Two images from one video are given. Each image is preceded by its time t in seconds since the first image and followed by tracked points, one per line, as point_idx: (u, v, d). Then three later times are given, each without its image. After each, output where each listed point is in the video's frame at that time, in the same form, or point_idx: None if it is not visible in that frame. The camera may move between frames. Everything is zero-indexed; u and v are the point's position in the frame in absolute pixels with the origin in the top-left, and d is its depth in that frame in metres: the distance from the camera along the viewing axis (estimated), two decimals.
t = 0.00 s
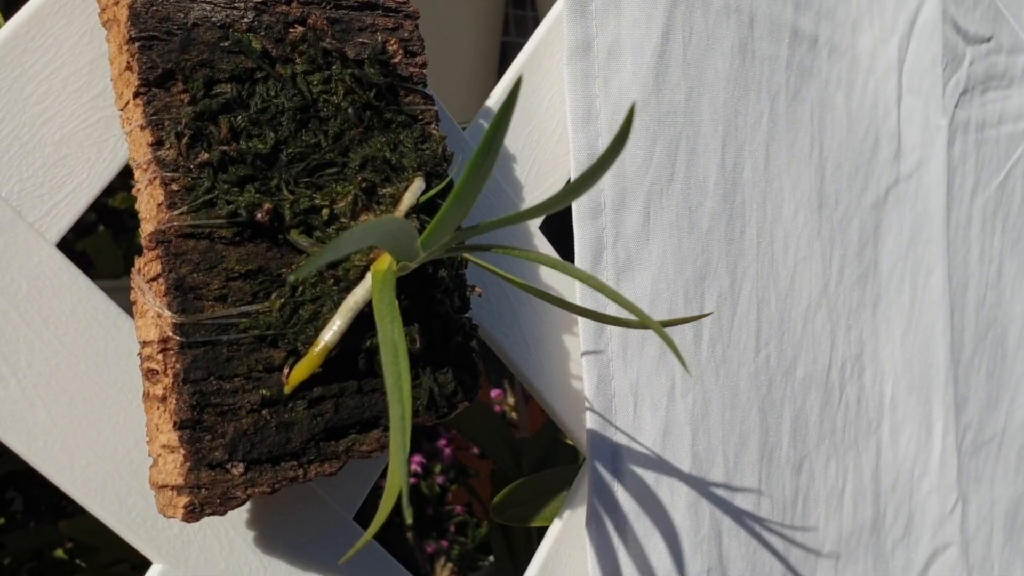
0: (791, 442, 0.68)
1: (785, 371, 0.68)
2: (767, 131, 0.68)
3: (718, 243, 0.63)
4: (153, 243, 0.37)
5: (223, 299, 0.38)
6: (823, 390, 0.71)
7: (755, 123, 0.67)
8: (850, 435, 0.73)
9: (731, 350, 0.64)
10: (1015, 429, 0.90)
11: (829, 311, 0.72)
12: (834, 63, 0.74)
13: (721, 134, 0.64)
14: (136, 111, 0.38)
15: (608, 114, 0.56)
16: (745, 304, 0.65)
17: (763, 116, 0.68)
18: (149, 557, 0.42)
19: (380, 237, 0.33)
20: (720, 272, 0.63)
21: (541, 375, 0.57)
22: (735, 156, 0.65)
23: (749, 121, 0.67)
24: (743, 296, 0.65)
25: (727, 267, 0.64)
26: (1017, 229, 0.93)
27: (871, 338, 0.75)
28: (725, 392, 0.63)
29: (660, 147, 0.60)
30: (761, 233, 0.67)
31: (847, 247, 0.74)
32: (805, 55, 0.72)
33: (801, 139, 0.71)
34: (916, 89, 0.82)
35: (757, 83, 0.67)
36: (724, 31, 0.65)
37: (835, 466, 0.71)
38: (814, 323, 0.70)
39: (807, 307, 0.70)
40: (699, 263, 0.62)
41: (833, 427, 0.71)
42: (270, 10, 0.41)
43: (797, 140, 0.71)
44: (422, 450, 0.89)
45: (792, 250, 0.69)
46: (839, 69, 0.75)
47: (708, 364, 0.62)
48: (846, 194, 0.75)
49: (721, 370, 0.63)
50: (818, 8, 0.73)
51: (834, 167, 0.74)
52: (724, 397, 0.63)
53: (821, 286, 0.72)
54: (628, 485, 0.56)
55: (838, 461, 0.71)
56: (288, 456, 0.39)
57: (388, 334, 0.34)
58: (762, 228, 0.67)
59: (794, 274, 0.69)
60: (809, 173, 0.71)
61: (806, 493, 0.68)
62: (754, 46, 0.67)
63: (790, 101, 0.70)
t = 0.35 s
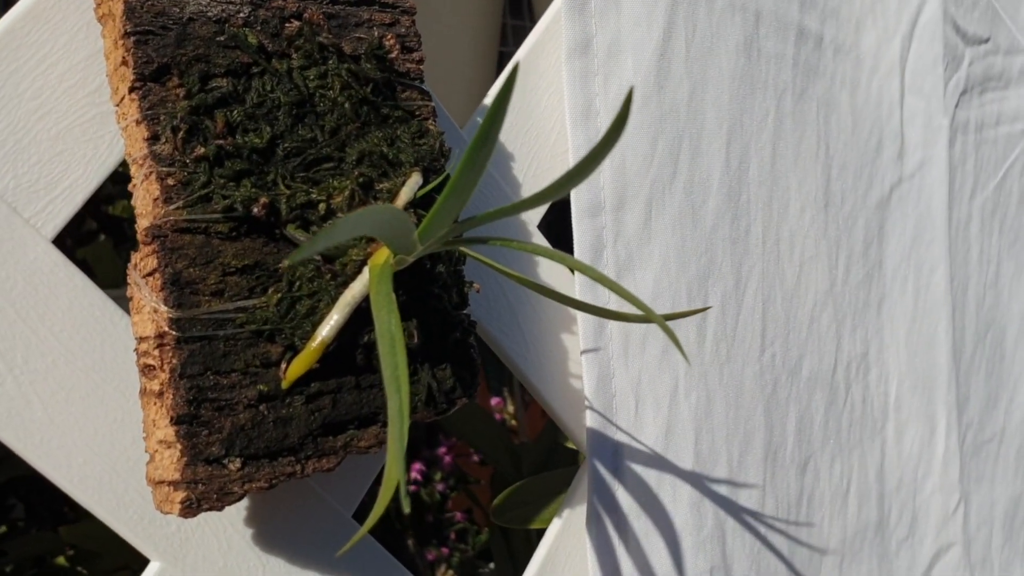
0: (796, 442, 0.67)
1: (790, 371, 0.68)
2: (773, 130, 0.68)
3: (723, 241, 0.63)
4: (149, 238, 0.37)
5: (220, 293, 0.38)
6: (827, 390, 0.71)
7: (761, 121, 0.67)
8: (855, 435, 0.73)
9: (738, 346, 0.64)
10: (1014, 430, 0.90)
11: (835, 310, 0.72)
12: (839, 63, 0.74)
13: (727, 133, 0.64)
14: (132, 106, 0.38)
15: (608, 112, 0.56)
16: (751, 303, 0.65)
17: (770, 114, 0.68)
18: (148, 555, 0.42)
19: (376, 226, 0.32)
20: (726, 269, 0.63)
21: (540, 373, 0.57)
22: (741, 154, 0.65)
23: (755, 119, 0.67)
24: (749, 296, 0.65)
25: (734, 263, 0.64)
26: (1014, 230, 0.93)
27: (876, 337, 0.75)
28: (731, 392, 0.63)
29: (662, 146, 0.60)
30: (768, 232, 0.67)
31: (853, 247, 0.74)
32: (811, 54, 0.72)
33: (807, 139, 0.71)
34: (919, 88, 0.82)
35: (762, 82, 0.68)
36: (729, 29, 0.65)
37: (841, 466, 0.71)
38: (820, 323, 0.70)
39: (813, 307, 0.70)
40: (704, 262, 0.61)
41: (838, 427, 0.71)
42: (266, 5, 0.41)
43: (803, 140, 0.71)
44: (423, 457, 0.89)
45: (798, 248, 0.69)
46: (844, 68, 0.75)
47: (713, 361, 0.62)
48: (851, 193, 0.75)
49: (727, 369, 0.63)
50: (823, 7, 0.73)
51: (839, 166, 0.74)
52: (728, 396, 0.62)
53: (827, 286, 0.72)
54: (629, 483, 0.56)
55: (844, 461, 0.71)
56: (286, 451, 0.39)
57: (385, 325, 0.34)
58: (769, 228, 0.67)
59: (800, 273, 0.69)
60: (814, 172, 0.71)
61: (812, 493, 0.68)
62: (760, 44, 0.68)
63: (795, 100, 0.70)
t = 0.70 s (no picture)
0: (798, 440, 0.68)
1: (793, 369, 0.68)
2: (779, 127, 0.68)
3: (723, 240, 0.63)
4: (144, 236, 0.37)
5: (215, 292, 0.38)
6: (833, 388, 0.71)
7: (765, 119, 0.67)
8: (865, 435, 0.73)
9: (737, 343, 0.64)
10: (1016, 429, 0.90)
11: (844, 309, 0.72)
12: (852, 58, 0.75)
13: (728, 129, 0.65)
14: (128, 104, 0.38)
15: (605, 110, 0.57)
16: (750, 302, 0.65)
17: (775, 112, 0.68)
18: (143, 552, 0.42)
19: (371, 227, 0.33)
20: (726, 267, 0.63)
21: (535, 371, 0.57)
22: (745, 151, 0.66)
23: (759, 117, 0.67)
24: (748, 295, 0.65)
25: (734, 262, 0.64)
26: (1015, 228, 0.93)
27: (887, 336, 0.76)
28: (730, 390, 0.63)
29: (661, 144, 0.60)
30: (771, 228, 0.67)
31: (864, 246, 0.74)
32: (822, 50, 0.72)
33: (818, 137, 0.71)
34: (930, 85, 0.82)
35: (768, 79, 0.68)
36: (733, 20, 0.65)
37: (849, 466, 0.71)
38: (826, 321, 0.71)
39: (818, 305, 0.70)
40: (703, 261, 0.62)
41: (850, 428, 0.72)
42: (262, 4, 0.41)
43: (813, 137, 0.71)
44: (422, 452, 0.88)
45: (806, 246, 0.69)
46: (858, 65, 0.75)
47: (710, 359, 0.62)
48: (864, 190, 0.75)
49: (724, 368, 0.63)
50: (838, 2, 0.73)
51: (851, 163, 0.74)
52: (727, 395, 0.63)
53: (835, 284, 0.72)
54: (625, 481, 0.56)
55: (851, 460, 0.71)
56: (281, 449, 0.39)
57: (378, 325, 0.34)
58: (772, 224, 0.67)
59: (806, 270, 0.69)
60: (824, 170, 0.72)
61: (814, 492, 0.68)
62: (766, 41, 0.68)
63: (805, 97, 0.71)
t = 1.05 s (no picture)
0: (814, 444, 0.68)
1: (808, 372, 0.68)
2: (790, 128, 0.69)
3: (735, 240, 0.64)
4: (141, 237, 0.37)
5: (211, 293, 0.38)
6: (844, 392, 0.71)
7: (775, 119, 0.68)
8: (872, 438, 0.73)
9: (750, 343, 0.64)
10: (1011, 432, 0.90)
11: (853, 311, 0.73)
12: (858, 60, 0.75)
13: (739, 129, 0.65)
14: (125, 106, 0.39)
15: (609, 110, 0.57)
16: (764, 303, 0.65)
17: (784, 113, 0.68)
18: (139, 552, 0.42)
19: (366, 229, 0.33)
20: (736, 269, 0.64)
21: (533, 372, 0.57)
22: (755, 151, 0.66)
23: (769, 117, 0.67)
24: (764, 290, 0.65)
25: (745, 264, 0.64)
26: (1010, 232, 0.93)
27: (891, 339, 0.76)
28: (743, 392, 0.63)
29: (667, 144, 0.60)
30: (785, 232, 0.67)
31: (870, 248, 0.75)
32: (829, 51, 0.72)
33: (826, 139, 0.72)
34: (929, 88, 0.82)
35: (777, 80, 0.68)
36: (743, 19, 0.65)
37: (858, 469, 0.71)
38: (838, 324, 0.71)
39: (830, 308, 0.71)
40: (714, 262, 0.62)
41: (857, 431, 0.72)
42: (260, 5, 0.41)
43: (822, 138, 0.71)
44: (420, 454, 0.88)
45: (815, 248, 0.70)
46: (863, 68, 0.75)
47: (722, 360, 0.62)
48: (868, 191, 0.75)
49: (737, 370, 0.63)
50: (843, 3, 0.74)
51: (857, 164, 0.74)
52: (741, 397, 0.63)
53: (844, 286, 0.72)
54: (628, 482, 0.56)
55: (861, 465, 0.72)
56: (277, 450, 0.39)
57: (374, 327, 0.34)
58: (785, 226, 0.67)
59: (818, 272, 0.70)
60: (832, 172, 0.72)
61: (830, 497, 0.69)
62: (775, 40, 0.68)
63: (813, 99, 0.71)
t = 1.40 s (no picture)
0: (820, 447, 0.68)
1: (814, 375, 0.68)
2: (795, 130, 0.69)
3: (741, 243, 0.64)
4: (140, 240, 0.37)
5: (210, 295, 0.38)
6: (848, 394, 0.71)
7: (781, 121, 0.68)
8: (874, 442, 0.73)
9: (757, 346, 0.64)
10: (1012, 434, 0.90)
11: (854, 313, 0.72)
12: (858, 63, 0.75)
13: (744, 132, 0.65)
14: (124, 108, 0.39)
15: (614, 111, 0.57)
16: (770, 305, 0.65)
17: (789, 115, 0.68)
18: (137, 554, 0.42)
19: (364, 232, 0.33)
20: (743, 272, 0.64)
21: (534, 375, 0.57)
22: (761, 153, 0.66)
23: (773, 119, 0.67)
24: (770, 291, 0.65)
25: (752, 266, 0.64)
26: (1011, 235, 0.93)
27: (891, 341, 0.76)
28: (749, 396, 0.63)
29: (672, 147, 0.60)
30: (787, 234, 0.67)
31: (870, 250, 0.74)
32: (831, 53, 0.72)
33: (829, 142, 0.72)
34: (928, 92, 0.82)
35: (783, 81, 0.68)
36: (748, 19, 0.65)
37: (862, 472, 0.71)
38: (840, 326, 0.71)
39: (833, 311, 0.70)
40: (721, 264, 0.62)
41: (859, 433, 0.72)
42: (260, 8, 0.41)
43: (825, 140, 0.71)
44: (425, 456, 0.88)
45: (820, 251, 0.70)
46: (863, 70, 0.75)
47: (729, 363, 0.62)
48: (872, 195, 0.75)
49: (743, 373, 0.63)
50: (845, 6, 0.73)
51: (860, 167, 0.74)
52: (747, 399, 0.63)
53: (847, 288, 0.72)
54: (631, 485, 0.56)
55: (865, 467, 0.72)
56: (275, 453, 0.39)
57: (371, 330, 0.34)
58: (788, 229, 0.67)
59: (823, 276, 0.70)
60: (835, 176, 0.72)
61: (836, 501, 0.69)
62: (780, 43, 0.68)
63: (818, 101, 0.71)
